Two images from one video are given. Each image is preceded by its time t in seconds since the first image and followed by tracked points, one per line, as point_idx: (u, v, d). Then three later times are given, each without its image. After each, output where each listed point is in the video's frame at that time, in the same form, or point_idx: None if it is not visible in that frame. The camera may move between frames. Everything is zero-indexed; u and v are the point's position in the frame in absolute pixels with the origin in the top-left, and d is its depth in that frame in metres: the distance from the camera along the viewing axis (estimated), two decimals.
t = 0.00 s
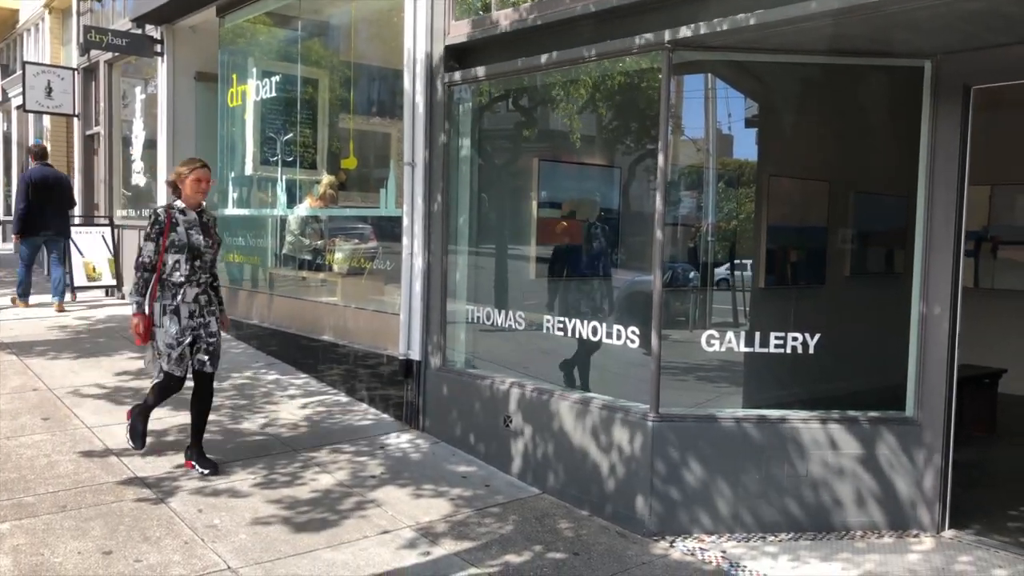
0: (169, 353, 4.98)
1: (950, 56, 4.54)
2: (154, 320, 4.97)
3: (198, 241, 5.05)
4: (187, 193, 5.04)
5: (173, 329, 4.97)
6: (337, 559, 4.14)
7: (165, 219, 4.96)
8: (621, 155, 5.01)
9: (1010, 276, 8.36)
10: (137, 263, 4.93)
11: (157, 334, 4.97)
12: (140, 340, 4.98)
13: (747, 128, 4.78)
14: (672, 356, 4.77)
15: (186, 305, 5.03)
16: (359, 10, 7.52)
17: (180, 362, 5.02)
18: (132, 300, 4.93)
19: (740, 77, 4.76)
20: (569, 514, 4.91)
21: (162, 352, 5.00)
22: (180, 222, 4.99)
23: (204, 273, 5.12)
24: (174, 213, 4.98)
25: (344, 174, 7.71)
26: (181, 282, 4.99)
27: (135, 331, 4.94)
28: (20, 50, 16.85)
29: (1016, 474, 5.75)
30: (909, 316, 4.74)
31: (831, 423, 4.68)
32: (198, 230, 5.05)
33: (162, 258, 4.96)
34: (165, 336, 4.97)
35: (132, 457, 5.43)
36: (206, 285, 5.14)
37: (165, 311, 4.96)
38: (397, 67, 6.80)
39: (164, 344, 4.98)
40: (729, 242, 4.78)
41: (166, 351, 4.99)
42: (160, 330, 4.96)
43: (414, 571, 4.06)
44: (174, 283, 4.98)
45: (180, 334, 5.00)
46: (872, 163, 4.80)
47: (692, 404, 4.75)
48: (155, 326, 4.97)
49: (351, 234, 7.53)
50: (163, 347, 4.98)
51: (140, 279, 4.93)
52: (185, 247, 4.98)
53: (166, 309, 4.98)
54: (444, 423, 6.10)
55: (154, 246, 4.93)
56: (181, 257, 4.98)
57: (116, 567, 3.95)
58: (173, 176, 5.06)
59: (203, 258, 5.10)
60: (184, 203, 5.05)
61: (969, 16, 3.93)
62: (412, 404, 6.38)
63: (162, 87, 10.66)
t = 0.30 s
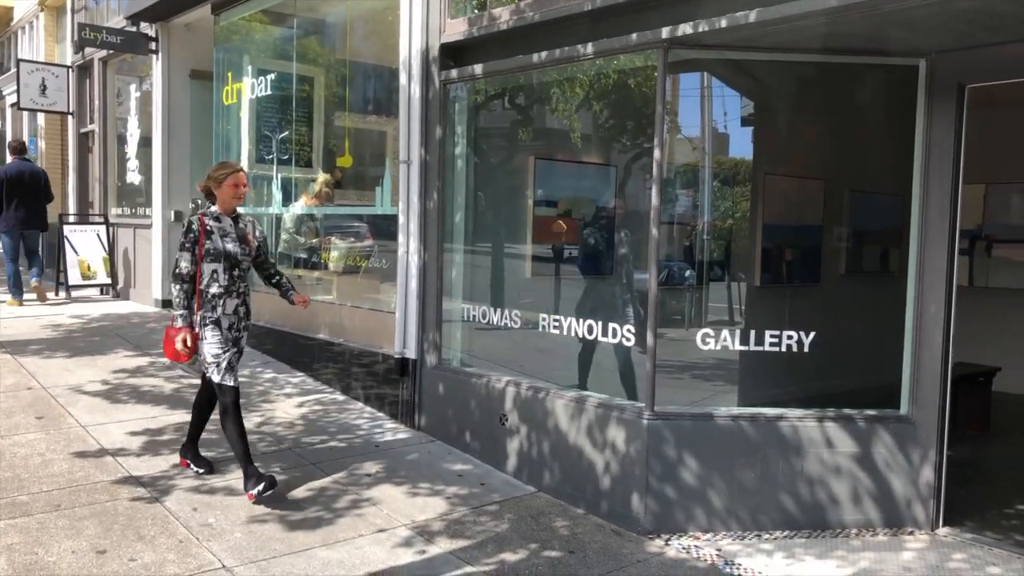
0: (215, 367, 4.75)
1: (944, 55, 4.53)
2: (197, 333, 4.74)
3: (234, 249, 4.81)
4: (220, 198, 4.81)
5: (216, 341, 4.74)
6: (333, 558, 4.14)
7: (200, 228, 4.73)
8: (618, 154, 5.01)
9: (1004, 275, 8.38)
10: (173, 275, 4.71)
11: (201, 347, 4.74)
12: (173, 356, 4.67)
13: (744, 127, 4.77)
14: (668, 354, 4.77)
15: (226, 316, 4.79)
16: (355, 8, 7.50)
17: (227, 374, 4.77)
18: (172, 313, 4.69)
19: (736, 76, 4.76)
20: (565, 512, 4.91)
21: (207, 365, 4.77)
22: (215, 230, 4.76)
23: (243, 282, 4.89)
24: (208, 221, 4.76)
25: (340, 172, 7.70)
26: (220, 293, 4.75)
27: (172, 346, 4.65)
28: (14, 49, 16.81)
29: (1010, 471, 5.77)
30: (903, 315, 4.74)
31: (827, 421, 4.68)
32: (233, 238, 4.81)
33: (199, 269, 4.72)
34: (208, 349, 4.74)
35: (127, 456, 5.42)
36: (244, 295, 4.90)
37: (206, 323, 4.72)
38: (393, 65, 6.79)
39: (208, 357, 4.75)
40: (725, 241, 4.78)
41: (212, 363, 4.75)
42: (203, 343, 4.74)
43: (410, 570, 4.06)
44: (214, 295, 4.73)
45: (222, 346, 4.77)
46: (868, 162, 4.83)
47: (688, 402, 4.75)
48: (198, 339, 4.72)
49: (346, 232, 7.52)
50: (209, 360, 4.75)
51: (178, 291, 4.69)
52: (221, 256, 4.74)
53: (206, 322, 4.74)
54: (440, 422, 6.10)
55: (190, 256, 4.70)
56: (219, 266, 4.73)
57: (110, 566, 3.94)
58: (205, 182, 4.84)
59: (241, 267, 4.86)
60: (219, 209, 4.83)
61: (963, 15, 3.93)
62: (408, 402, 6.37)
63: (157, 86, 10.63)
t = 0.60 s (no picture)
0: (244, 375, 4.42)
1: (926, 52, 4.59)
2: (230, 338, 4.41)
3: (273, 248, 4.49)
4: (259, 194, 4.54)
5: (249, 347, 4.41)
6: (317, 554, 4.13)
7: (238, 224, 4.40)
8: (603, 150, 5.02)
9: (985, 271, 8.39)
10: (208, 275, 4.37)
11: (232, 353, 4.40)
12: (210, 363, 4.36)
13: (728, 124, 4.79)
14: (652, 350, 4.79)
15: (261, 319, 4.47)
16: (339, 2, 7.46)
17: (255, 386, 4.45)
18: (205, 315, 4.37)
19: (720, 73, 4.78)
20: (549, 508, 4.92)
21: (238, 372, 4.42)
22: (254, 228, 4.44)
23: (280, 284, 4.56)
24: (246, 218, 4.44)
25: (324, 168, 7.67)
26: (257, 295, 4.43)
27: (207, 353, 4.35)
28: None
29: (990, 465, 5.84)
30: (885, 310, 4.79)
31: (810, 416, 4.72)
32: (272, 236, 4.50)
33: (236, 268, 4.39)
34: (240, 355, 4.40)
35: (109, 453, 5.39)
36: (281, 298, 4.58)
37: (240, 327, 4.40)
38: (377, 60, 6.77)
39: (238, 364, 4.41)
40: (709, 237, 4.81)
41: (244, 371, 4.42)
42: (236, 348, 4.41)
43: (394, 566, 4.06)
44: (250, 296, 4.41)
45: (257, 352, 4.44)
46: (850, 159, 4.85)
47: (672, 398, 4.78)
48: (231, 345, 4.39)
49: (331, 228, 7.48)
50: (239, 367, 4.42)
51: (213, 292, 4.36)
52: (260, 255, 4.41)
53: (240, 325, 4.42)
54: (424, 418, 6.09)
55: (227, 255, 4.37)
56: (257, 266, 4.41)
57: (92, 563, 3.92)
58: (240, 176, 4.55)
59: (279, 269, 4.54)
60: (256, 206, 4.55)
61: (944, 13, 3.97)
62: (392, 399, 6.37)
63: (140, 81, 10.55)
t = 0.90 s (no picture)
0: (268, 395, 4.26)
1: (902, 52, 4.64)
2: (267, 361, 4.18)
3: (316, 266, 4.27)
4: (300, 208, 4.30)
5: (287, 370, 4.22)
6: (297, 552, 4.12)
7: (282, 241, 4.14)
8: (585, 147, 5.02)
9: (960, 267, 8.53)
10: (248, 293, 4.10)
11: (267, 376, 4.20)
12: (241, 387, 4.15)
13: (708, 121, 4.80)
14: (632, 347, 4.81)
15: (301, 341, 4.24)
16: None
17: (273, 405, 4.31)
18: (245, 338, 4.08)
19: (699, 70, 4.80)
20: (529, 504, 4.93)
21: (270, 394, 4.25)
22: (297, 245, 4.20)
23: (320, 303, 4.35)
24: (289, 234, 4.18)
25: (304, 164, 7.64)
26: (300, 315, 4.20)
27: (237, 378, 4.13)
28: None
29: (965, 459, 5.91)
30: (862, 307, 4.84)
31: (787, 412, 4.76)
32: (315, 253, 4.27)
33: (277, 287, 4.15)
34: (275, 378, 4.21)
35: (85, 452, 5.34)
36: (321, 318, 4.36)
37: (280, 350, 4.18)
38: (357, 55, 6.74)
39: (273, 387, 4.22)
40: (689, 234, 4.83)
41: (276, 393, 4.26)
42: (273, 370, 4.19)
43: (374, 563, 4.06)
44: (291, 317, 4.19)
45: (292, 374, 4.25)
46: (829, 156, 4.87)
47: (652, 394, 4.80)
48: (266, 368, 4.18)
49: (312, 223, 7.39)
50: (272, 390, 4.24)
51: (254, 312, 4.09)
52: (304, 274, 4.19)
53: (279, 347, 4.20)
54: (405, 415, 6.09)
55: (269, 273, 4.11)
56: (301, 285, 4.18)
57: (69, 563, 3.88)
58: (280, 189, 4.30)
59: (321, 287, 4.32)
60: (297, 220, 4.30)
61: (920, 12, 4.01)
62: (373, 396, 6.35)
63: (117, 76, 10.45)
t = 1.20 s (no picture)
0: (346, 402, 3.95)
1: (878, 52, 4.68)
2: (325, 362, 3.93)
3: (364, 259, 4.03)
4: (347, 201, 4.05)
5: (347, 371, 3.95)
6: (275, 552, 4.10)
7: (328, 236, 3.91)
8: (565, 146, 5.03)
9: (935, 265, 8.64)
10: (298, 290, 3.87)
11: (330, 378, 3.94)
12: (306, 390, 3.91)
13: (688, 121, 4.83)
14: (611, 345, 4.83)
15: (355, 339, 4.01)
16: None
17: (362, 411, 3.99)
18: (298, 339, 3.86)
19: (678, 70, 4.83)
20: (509, 502, 4.94)
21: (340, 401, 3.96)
22: (345, 239, 3.96)
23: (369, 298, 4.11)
24: (337, 228, 3.95)
25: (283, 162, 7.60)
26: (353, 311, 3.96)
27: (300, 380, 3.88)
28: None
29: (939, 455, 5.99)
30: (839, 305, 4.87)
31: (765, 409, 4.79)
32: (362, 247, 4.04)
33: (327, 284, 3.90)
34: (339, 381, 3.94)
35: (60, 452, 5.28)
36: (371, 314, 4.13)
37: (337, 349, 3.94)
38: (336, 53, 6.72)
39: (340, 391, 3.94)
40: (669, 233, 4.85)
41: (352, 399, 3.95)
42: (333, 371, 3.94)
43: (353, 561, 4.05)
44: (344, 314, 3.94)
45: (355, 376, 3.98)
46: (806, 155, 4.89)
47: (631, 392, 4.82)
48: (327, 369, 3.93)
49: (292, 222, 7.40)
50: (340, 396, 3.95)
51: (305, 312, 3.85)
52: (352, 268, 3.95)
53: (336, 347, 3.95)
54: (385, 414, 6.08)
55: (318, 270, 3.87)
56: (351, 280, 3.94)
57: (44, 564, 3.84)
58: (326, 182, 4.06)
59: (370, 281, 4.08)
60: (345, 213, 4.05)
61: (896, 13, 4.05)
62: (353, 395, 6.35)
63: (93, 73, 10.35)
